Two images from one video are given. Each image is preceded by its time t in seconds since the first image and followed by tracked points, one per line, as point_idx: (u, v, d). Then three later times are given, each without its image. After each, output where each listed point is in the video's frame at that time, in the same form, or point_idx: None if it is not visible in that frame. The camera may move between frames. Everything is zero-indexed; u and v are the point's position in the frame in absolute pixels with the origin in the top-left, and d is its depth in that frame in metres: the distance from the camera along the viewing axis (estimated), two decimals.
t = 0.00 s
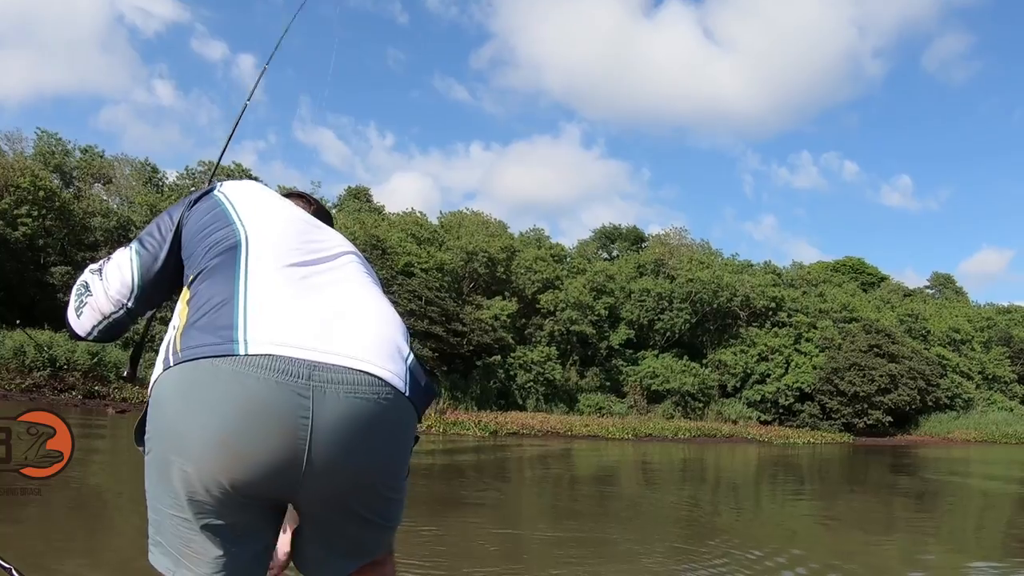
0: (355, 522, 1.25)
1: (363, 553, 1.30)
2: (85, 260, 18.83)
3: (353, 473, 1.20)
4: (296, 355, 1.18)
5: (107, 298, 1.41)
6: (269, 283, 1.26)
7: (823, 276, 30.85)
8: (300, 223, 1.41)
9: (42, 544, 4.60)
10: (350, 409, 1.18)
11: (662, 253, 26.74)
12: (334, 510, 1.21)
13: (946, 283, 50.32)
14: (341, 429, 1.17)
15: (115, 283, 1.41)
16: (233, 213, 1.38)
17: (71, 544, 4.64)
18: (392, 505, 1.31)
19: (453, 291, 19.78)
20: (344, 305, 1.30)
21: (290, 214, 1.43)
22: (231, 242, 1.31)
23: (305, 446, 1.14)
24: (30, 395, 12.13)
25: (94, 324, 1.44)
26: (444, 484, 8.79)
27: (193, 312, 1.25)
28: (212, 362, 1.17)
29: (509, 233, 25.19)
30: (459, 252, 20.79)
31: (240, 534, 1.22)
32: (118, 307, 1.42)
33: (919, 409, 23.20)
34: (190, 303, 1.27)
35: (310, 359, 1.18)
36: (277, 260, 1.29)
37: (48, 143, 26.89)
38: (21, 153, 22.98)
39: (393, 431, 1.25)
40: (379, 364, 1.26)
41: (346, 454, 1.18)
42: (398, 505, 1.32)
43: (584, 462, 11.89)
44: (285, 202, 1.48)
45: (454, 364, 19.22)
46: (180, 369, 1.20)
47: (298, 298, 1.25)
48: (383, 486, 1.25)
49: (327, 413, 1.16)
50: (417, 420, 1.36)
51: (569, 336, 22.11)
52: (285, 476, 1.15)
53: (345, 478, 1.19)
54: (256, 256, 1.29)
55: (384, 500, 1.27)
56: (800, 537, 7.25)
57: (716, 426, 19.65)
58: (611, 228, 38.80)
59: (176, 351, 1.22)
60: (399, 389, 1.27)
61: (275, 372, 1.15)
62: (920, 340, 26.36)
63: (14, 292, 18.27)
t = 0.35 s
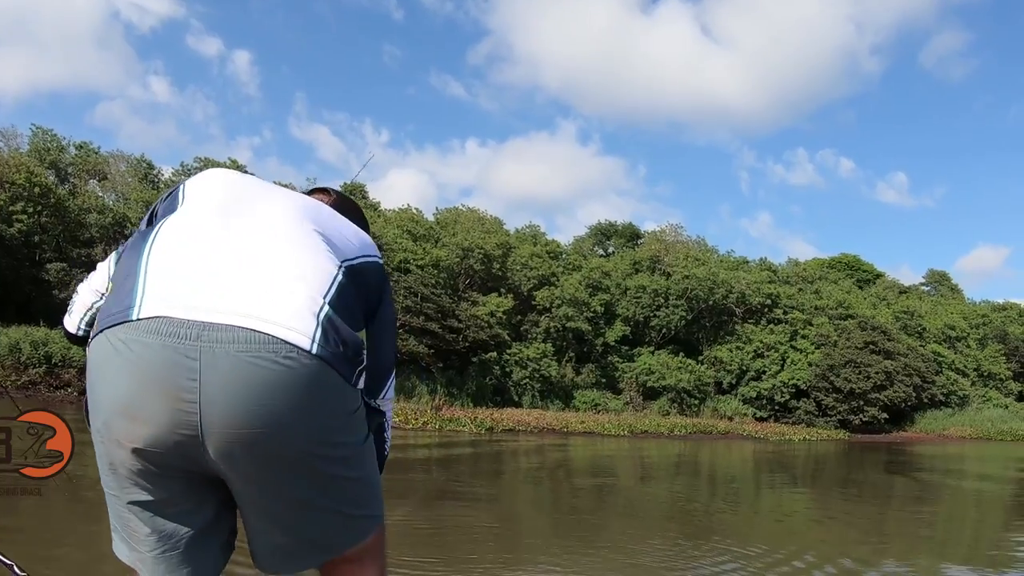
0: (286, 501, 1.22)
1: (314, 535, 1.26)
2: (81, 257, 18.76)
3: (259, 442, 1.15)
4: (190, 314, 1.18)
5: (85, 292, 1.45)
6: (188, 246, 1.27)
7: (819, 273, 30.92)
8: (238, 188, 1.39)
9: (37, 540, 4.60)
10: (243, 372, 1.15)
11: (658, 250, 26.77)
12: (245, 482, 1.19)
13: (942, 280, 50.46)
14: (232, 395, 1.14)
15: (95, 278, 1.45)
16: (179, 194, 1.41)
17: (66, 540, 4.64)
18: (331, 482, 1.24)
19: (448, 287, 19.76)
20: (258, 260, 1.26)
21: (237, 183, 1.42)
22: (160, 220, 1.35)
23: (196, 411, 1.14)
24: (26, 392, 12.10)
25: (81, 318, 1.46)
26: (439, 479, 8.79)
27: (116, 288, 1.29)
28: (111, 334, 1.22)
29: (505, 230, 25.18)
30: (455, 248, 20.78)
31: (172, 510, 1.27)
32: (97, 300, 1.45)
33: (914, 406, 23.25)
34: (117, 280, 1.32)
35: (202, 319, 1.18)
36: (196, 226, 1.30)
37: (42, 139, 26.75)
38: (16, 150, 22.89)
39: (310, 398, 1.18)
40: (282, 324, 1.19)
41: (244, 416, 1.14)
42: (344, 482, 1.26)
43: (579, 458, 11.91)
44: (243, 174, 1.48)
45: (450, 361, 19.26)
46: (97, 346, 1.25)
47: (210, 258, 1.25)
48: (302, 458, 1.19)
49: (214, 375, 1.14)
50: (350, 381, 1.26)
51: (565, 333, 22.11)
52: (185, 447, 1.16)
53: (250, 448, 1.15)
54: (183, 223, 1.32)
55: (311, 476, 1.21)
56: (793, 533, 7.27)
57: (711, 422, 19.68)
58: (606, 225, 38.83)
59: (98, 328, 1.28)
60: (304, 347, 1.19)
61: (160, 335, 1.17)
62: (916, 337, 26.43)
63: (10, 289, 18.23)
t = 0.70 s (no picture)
0: (228, 482, 1.20)
1: (256, 526, 1.23)
2: (76, 258, 18.73)
3: (184, 406, 1.14)
4: (141, 265, 1.22)
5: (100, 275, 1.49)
6: (166, 211, 1.31)
7: (815, 277, 31.00)
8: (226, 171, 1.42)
9: (33, 541, 4.60)
10: (169, 333, 1.14)
11: (653, 253, 26.84)
12: (180, 449, 1.20)
13: (937, 285, 50.60)
14: (157, 356, 1.13)
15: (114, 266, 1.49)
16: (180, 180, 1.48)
17: (62, 541, 4.64)
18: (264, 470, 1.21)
19: (444, 290, 19.77)
20: (218, 219, 1.25)
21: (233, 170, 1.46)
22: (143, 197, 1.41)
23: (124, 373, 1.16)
24: (20, 393, 12.08)
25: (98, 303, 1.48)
26: (433, 481, 8.79)
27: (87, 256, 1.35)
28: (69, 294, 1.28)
29: (500, 232, 25.20)
30: (450, 251, 20.78)
31: (132, 476, 1.33)
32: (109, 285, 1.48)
33: (909, 410, 23.29)
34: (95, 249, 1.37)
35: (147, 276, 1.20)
36: (170, 196, 1.35)
37: (37, 140, 26.69)
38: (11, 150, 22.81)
39: (241, 366, 1.14)
40: (219, 281, 1.16)
41: (166, 379, 1.14)
42: (280, 473, 1.23)
43: (574, 461, 11.90)
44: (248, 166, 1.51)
45: (445, 363, 19.25)
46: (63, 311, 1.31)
47: (177, 221, 1.26)
48: (231, 435, 1.16)
49: (142, 338, 1.14)
50: (293, 345, 1.18)
51: (561, 336, 22.12)
52: (120, 412, 1.20)
53: (175, 412, 1.15)
54: (172, 195, 1.36)
55: (241, 456, 1.18)
56: (787, 536, 7.30)
57: (707, 426, 19.69)
58: (602, 228, 38.88)
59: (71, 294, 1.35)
60: (234, 302, 1.15)
61: (104, 295, 1.20)
62: (911, 341, 26.48)
63: (5, 290, 18.20)
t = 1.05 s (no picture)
0: (201, 479, 1.15)
1: (225, 528, 1.16)
2: (73, 259, 18.74)
3: (152, 393, 1.12)
4: (126, 255, 1.21)
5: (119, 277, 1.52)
6: (166, 206, 1.31)
7: (811, 281, 31.05)
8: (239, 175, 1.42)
9: (30, 542, 4.59)
10: (139, 320, 1.13)
11: (650, 257, 26.88)
12: (153, 438, 1.18)
13: (933, 289, 50.75)
14: (127, 343, 1.13)
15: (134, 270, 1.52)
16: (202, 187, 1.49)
17: (58, 542, 4.63)
18: (231, 469, 1.14)
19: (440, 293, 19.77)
20: (208, 211, 1.23)
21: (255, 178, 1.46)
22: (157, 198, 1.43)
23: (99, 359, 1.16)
24: (16, 394, 12.07)
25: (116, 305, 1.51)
26: (429, 485, 8.78)
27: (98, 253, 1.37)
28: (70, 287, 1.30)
29: (496, 235, 25.21)
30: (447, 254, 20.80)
31: (122, 469, 1.33)
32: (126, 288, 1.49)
33: (905, 414, 23.30)
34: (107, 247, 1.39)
35: (130, 266, 1.19)
36: (177, 196, 1.36)
37: (34, 141, 26.67)
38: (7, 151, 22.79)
39: (209, 357, 1.11)
40: (193, 271, 1.14)
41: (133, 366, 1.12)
42: (249, 475, 1.14)
43: (570, 465, 11.90)
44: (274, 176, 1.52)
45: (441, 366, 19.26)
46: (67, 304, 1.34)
47: (170, 216, 1.25)
48: (195, 428, 1.12)
49: (116, 325, 1.14)
50: (264, 331, 1.13)
51: (557, 340, 22.12)
52: (101, 400, 1.19)
53: (143, 398, 1.13)
54: (180, 195, 1.37)
55: (208, 449, 1.13)
56: (781, 540, 7.30)
57: (702, 429, 19.70)
58: (598, 231, 38.94)
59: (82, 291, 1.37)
60: (201, 287, 1.12)
61: (91, 286, 1.20)
62: (907, 345, 26.52)
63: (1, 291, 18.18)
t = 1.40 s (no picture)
0: (198, 490, 1.16)
1: (221, 538, 1.15)
2: (68, 259, 18.77)
3: (145, 402, 1.14)
4: (125, 264, 1.23)
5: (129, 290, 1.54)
6: (171, 215, 1.33)
7: (807, 281, 31.14)
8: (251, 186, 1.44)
9: (26, 542, 4.59)
10: (133, 328, 1.14)
11: (646, 257, 26.92)
12: (150, 447, 1.19)
13: (929, 289, 50.90)
14: (121, 351, 1.14)
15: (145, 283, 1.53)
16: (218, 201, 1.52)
17: (55, 542, 4.63)
18: (225, 479, 1.14)
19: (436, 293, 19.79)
20: (212, 220, 1.25)
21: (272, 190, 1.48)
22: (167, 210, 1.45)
23: (95, 369, 1.18)
24: (11, 394, 12.07)
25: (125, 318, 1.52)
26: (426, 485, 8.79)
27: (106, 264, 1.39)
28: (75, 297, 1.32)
29: (493, 235, 25.23)
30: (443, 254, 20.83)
31: (122, 478, 1.34)
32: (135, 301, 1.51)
33: (901, 414, 23.37)
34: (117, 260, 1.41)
35: (127, 275, 1.21)
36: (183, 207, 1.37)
37: (29, 141, 26.63)
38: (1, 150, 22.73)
39: (202, 367, 1.12)
40: (189, 279, 1.15)
41: (128, 377, 1.14)
42: (245, 485, 1.14)
43: (567, 465, 11.91)
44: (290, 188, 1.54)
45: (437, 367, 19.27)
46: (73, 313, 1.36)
47: (172, 223, 1.27)
48: (190, 436, 1.13)
49: (111, 333, 1.16)
50: (257, 335, 1.13)
51: (553, 340, 22.15)
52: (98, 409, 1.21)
53: (137, 407, 1.14)
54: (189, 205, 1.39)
55: (202, 458, 1.14)
56: (776, 540, 7.32)
57: (699, 430, 19.74)
58: (595, 232, 39.00)
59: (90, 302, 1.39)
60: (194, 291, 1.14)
61: (89, 296, 1.23)
62: (903, 345, 26.59)
63: None
